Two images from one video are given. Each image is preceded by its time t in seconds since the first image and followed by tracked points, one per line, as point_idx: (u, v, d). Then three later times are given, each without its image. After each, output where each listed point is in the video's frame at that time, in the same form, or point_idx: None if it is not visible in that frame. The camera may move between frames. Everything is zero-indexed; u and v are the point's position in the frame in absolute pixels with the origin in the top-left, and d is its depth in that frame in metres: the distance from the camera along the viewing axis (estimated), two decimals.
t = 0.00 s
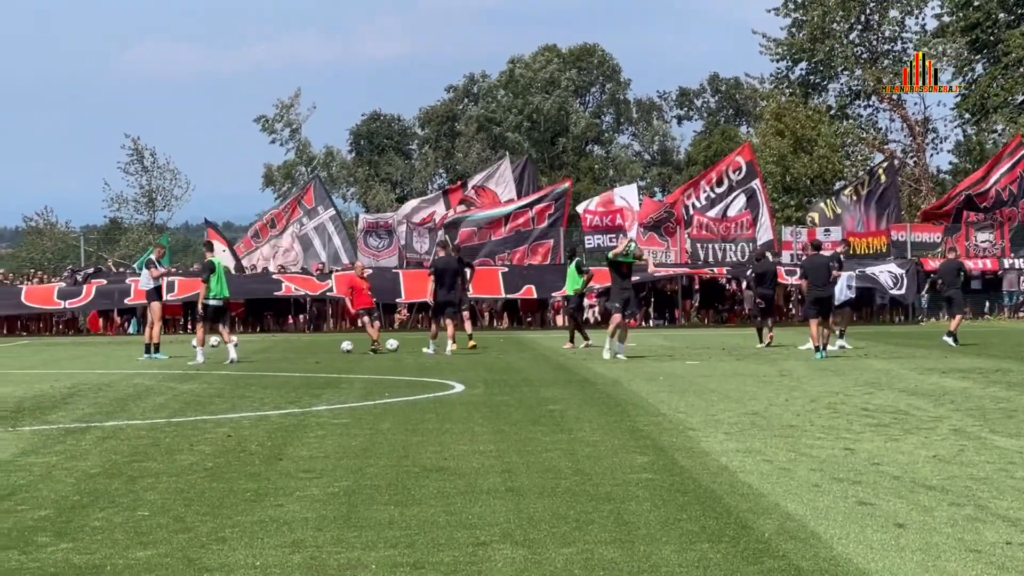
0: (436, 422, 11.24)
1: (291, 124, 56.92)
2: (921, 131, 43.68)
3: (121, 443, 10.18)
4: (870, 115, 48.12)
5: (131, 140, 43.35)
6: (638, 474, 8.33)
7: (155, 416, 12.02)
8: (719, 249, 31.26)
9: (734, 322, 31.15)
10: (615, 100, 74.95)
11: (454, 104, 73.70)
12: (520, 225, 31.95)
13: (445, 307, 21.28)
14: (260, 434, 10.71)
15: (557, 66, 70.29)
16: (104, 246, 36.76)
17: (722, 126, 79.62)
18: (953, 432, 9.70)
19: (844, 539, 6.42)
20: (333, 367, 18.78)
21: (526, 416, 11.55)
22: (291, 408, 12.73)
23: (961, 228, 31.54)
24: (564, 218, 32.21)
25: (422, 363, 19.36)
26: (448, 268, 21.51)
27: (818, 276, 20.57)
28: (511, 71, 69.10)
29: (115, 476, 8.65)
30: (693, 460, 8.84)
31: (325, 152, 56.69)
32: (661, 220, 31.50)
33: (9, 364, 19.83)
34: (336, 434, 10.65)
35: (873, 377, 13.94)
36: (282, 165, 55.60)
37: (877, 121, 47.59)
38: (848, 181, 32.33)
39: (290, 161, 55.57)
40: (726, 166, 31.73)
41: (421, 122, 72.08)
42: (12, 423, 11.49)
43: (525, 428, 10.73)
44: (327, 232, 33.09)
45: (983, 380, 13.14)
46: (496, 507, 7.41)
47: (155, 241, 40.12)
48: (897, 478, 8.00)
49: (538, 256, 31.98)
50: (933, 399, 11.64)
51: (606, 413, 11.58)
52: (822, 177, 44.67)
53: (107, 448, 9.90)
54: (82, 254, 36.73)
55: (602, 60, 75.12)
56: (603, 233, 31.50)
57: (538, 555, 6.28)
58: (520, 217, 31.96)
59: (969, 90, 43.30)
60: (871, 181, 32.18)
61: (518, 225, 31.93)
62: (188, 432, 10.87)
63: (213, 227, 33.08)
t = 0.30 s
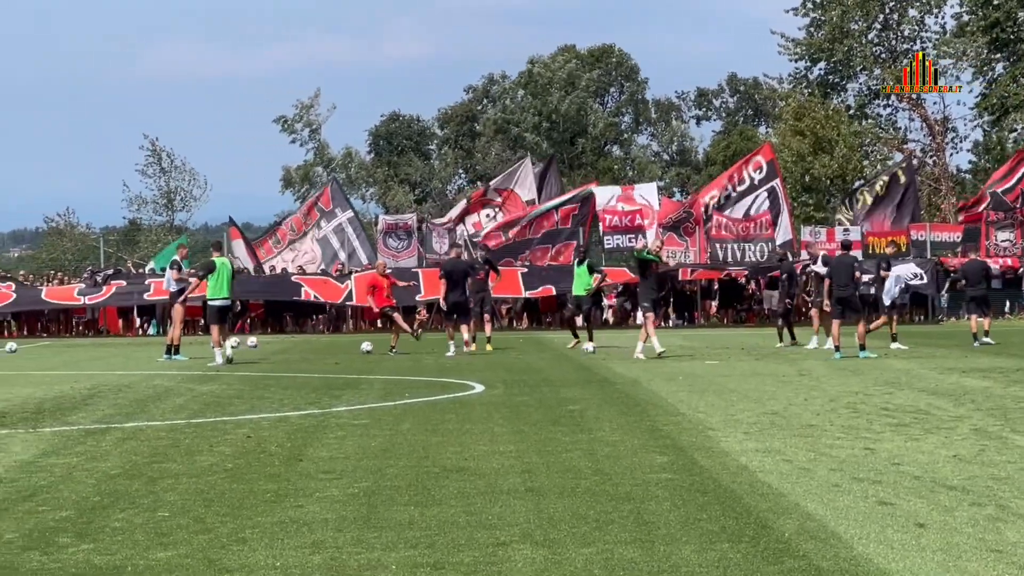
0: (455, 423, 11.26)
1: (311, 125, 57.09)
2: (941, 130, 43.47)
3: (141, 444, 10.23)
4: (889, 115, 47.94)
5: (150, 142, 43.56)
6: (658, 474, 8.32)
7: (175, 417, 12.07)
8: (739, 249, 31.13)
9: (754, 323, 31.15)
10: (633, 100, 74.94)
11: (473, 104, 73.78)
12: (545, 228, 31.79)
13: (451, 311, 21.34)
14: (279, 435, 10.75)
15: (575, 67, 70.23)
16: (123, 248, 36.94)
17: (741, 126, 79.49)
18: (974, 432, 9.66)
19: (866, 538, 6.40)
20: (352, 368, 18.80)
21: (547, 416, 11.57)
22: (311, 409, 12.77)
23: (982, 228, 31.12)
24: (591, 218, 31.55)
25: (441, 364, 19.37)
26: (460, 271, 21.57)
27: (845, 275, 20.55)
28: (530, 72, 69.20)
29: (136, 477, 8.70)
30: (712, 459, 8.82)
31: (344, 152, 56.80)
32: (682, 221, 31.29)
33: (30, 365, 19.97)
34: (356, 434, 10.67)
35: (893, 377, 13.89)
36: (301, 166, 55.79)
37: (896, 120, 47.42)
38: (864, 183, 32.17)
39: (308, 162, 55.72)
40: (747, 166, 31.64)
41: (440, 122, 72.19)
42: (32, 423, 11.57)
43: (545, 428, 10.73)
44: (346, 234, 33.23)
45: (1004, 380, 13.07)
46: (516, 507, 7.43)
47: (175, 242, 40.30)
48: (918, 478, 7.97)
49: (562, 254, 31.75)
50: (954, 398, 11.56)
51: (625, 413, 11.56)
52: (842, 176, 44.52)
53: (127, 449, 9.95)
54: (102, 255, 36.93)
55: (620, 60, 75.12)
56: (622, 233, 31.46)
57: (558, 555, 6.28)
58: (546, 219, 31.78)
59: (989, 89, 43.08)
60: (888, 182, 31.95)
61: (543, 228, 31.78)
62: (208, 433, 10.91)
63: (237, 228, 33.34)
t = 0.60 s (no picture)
0: (477, 423, 11.33)
1: (334, 124, 57.29)
2: (964, 129, 43.24)
3: (164, 445, 10.34)
4: (913, 115, 47.75)
5: (172, 144, 43.84)
6: (680, 475, 8.35)
7: (198, 418, 12.19)
8: (762, 249, 31.17)
9: (776, 323, 31.03)
10: (656, 101, 74.88)
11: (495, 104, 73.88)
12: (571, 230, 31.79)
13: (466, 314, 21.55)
14: (301, 435, 10.84)
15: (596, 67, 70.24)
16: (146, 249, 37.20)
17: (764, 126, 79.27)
18: (998, 432, 9.64)
19: (889, 539, 6.41)
20: (374, 368, 18.89)
21: (569, 416, 11.61)
22: (333, 409, 12.86)
23: (1004, 225, 31.24)
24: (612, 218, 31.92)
25: (463, 364, 19.42)
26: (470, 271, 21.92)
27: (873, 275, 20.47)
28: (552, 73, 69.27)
29: (159, 478, 8.79)
30: (735, 459, 8.84)
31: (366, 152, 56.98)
32: (704, 222, 31.38)
33: (55, 366, 20.17)
34: (378, 435, 10.75)
35: (916, 377, 13.86)
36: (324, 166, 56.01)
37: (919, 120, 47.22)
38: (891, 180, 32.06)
39: (330, 162, 55.93)
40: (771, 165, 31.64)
41: (463, 123, 72.30)
42: (57, 424, 11.71)
43: (568, 428, 10.78)
44: (366, 238, 33.27)
45: None
46: (539, 508, 7.48)
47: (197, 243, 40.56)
48: (942, 478, 7.97)
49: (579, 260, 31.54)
50: (978, 399, 11.52)
51: (647, 413, 11.59)
52: (865, 176, 44.38)
53: (150, 450, 10.06)
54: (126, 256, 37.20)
55: (642, 60, 75.10)
56: (645, 233, 31.13)
57: (581, 555, 6.33)
58: (572, 221, 31.78)
59: (1013, 88, 42.83)
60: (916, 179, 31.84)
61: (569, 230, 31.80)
62: (231, 434, 11.01)
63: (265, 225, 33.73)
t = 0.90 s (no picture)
0: (499, 423, 11.39)
1: (359, 125, 57.49)
2: (987, 129, 42.98)
3: (187, 445, 10.45)
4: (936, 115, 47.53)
5: (195, 145, 44.10)
6: (703, 475, 8.38)
7: (221, 418, 12.32)
8: (784, 249, 31.16)
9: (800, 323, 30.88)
10: (678, 101, 74.77)
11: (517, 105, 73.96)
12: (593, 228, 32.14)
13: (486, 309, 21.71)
14: (324, 435, 10.94)
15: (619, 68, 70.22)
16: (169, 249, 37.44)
17: (787, 126, 79.01)
18: (1023, 432, 9.62)
19: (912, 539, 6.43)
20: (397, 369, 18.98)
21: (592, 416, 11.66)
22: (356, 409, 12.96)
23: None
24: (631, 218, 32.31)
25: (485, 364, 19.49)
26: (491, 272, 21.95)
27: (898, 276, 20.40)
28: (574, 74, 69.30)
29: (182, 478, 8.90)
30: (758, 460, 8.87)
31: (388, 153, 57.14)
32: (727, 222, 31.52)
33: (80, 367, 20.35)
34: (401, 435, 10.83)
35: (940, 377, 13.82)
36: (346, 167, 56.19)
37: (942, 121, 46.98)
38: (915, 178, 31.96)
39: (353, 163, 56.13)
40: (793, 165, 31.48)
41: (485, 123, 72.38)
42: (80, 424, 11.85)
43: (590, 428, 10.82)
44: (387, 236, 33.39)
45: None
46: (562, 508, 7.53)
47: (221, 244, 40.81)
48: (966, 478, 7.96)
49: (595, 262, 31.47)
50: (1002, 399, 11.51)
51: (670, 413, 11.62)
52: (888, 176, 44.20)
53: (173, 450, 10.17)
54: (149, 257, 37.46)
55: (664, 60, 75.03)
56: (668, 233, 31.39)
57: (603, 555, 6.38)
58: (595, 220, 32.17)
59: None
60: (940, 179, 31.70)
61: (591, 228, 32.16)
62: (254, 434, 11.12)
63: (291, 226, 33.94)
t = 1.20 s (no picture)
0: (515, 424, 11.41)
1: (377, 125, 57.61)
2: (1005, 129, 42.76)
3: (204, 446, 10.51)
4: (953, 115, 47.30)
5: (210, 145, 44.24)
6: (719, 476, 8.39)
7: (238, 418, 12.39)
8: (800, 249, 31.02)
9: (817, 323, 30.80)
10: (694, 101, 74.68)
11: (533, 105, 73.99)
12: (606, 225, 32.12)
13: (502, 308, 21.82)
14: (341, 436, 10.99)
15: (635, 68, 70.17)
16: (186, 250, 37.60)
17: (803, 126, 78.81)
18: None
19: (929, 539, 6.43)
20: (412, 369, 19.04)
21: (608, 416, 11.68)
22: (372, 409, 13.02)
23: None
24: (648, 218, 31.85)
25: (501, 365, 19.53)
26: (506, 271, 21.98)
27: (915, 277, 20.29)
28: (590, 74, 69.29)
29: (198, 478, 8.95)
30: (774, 460, 8.88)
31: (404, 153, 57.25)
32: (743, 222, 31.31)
33: (98, 367, 20.45)
34: (418, 435, 10.86)
35: (957, 378, 13.79)
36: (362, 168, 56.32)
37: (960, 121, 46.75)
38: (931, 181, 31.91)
39: (368, 164, 56.29)
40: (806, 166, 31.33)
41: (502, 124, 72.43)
42: (98, 424, 11.93)
43: (607, 428, 10.85)
44: (405, 235, 33.48)
45: None
46: (578, 508, 7.56)
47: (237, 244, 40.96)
48: (984, 479, 7.95)
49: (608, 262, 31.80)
50: (1019, 399, 11.48)
51: (686, 414, 11.63)
52: (906, 176, 44.05)
53: (190, 450, 10.23)
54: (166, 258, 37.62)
55: (680, 61, 74.96)
56: (685, 233, 31.52)
57: (619, 555, 6.40)
58: (607, 217, 32.07)
59: None
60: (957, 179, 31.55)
61: (603, 225, 32.12)
62: (270, 434, 11.17)
63: (309, 226, 33.89)
